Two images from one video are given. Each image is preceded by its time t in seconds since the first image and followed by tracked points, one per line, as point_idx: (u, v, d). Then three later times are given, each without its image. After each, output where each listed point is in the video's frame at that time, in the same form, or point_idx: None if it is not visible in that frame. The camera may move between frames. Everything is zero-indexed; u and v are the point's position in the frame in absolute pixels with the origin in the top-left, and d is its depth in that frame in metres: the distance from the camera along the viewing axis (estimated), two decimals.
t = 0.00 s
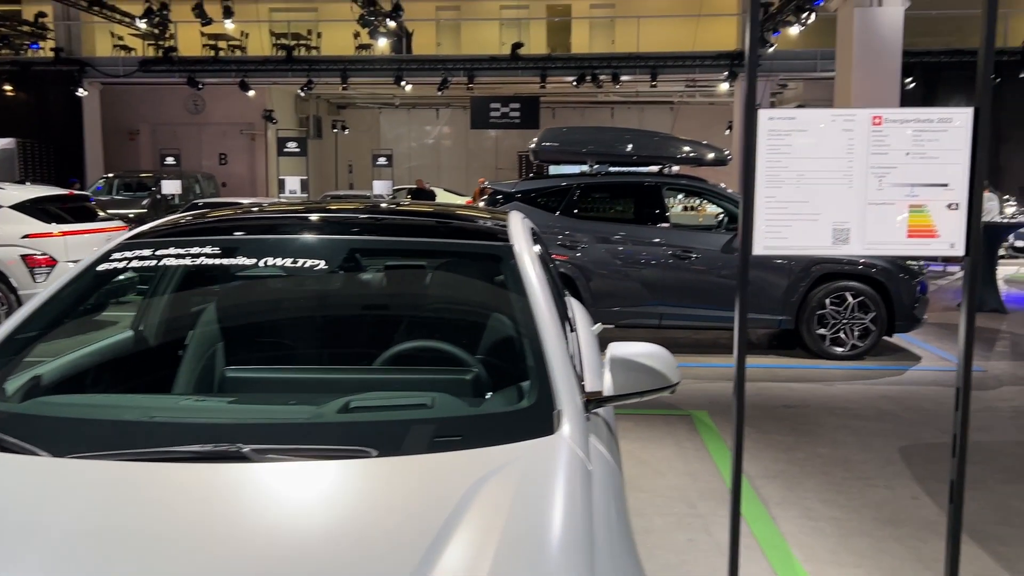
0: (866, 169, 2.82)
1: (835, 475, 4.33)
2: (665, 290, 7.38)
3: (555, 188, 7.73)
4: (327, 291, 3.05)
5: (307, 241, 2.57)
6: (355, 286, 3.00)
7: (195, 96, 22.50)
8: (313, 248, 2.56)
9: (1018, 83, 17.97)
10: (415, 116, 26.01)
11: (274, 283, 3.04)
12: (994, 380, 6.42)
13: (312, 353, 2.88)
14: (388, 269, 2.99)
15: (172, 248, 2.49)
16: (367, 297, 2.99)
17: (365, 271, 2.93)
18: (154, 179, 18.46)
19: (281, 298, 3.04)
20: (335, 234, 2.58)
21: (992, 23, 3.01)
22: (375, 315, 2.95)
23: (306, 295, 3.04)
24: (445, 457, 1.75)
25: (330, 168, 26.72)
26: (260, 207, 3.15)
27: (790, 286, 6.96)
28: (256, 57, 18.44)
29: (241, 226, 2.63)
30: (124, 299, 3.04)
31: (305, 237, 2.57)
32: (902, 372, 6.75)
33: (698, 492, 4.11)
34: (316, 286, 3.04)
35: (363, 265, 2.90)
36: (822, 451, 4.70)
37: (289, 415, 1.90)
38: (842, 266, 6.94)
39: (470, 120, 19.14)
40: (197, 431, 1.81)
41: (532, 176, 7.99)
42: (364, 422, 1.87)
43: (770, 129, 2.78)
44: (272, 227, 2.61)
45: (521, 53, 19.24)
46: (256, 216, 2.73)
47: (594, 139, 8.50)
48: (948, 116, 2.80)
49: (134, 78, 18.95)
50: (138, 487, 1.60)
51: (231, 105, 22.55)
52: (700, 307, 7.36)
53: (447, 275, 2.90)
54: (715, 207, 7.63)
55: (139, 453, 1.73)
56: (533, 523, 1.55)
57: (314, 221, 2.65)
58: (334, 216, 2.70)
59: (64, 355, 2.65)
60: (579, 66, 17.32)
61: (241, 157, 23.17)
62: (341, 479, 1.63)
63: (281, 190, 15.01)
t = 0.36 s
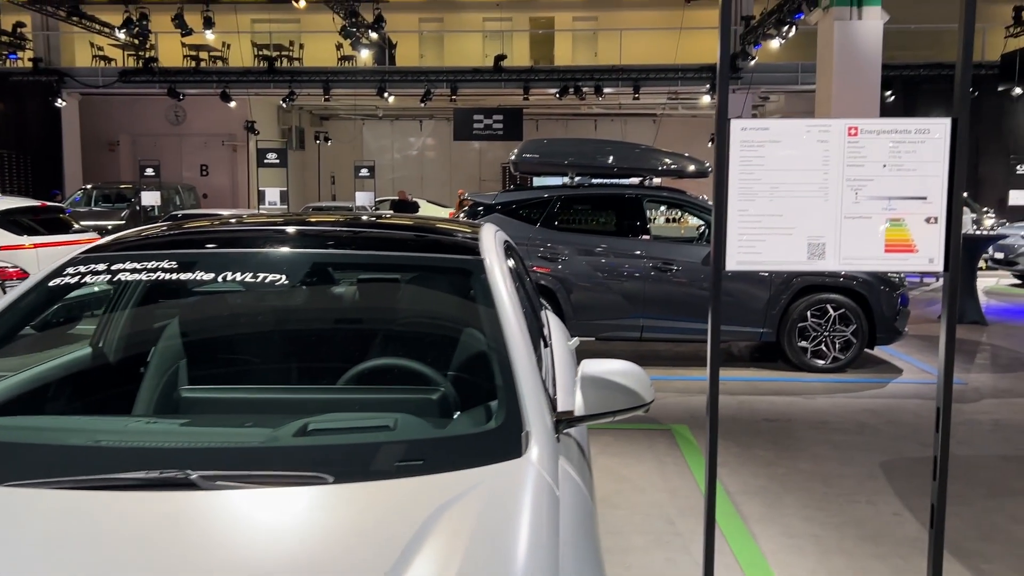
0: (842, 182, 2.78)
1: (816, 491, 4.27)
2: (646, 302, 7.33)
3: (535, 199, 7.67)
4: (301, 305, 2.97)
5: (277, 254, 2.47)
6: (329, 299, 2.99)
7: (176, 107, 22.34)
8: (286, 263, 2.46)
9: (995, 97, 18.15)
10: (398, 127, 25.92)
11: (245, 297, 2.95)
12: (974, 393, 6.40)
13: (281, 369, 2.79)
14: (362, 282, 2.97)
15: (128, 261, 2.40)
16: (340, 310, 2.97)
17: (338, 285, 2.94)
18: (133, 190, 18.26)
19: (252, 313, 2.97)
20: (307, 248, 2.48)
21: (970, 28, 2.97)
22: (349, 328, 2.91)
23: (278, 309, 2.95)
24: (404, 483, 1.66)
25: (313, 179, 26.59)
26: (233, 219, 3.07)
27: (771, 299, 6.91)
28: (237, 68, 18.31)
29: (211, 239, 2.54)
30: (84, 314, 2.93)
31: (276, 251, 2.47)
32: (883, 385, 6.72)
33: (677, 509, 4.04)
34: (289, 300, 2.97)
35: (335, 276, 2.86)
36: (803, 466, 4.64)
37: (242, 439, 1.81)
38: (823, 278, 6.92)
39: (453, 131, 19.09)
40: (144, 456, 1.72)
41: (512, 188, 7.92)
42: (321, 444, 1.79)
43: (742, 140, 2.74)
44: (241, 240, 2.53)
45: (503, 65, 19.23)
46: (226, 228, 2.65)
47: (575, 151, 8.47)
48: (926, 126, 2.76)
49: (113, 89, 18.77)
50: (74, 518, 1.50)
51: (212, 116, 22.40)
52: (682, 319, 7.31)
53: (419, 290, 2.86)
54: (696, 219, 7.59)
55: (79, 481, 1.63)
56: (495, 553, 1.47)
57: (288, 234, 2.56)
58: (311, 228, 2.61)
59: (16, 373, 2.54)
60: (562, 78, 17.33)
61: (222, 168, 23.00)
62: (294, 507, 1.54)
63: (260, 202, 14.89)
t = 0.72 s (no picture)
0: (821, 199, 2.79)
1: (799, 509, 4.19)
2: (628, 316, 7.26)
3: (517, 211, 7.58)
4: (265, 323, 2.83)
5: (245, 270, 2.39)
6: (300, 314, 2.84)
7: (157, 118, 22.17)
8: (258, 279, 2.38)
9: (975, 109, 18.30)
10: (382, 139, 25.82)
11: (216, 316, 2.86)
12: (956, 406, 6.36)
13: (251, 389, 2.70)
14: (333, 297, 2.81)
15: (81, 280, 2.32)
16: (312, 327, 2.83)
17: (308, 300, 2.78)
18: (112, 201, 18.07)
19: (220, 331, 2.86)
20: (277, 264, 2.41)
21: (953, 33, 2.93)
22: (323, 346, 2.79)
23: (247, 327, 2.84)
24: (361, 517, 1.57)
25: (295, 190, 26.47)
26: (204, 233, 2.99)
27: (753, 312, 6.87)
28: (219, 78, 18.20)
29: (178, 256, 2.47)
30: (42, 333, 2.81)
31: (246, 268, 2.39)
32: (866, 399, 6.68)
33: (658, 529, 3.96)
34: (258, 318, 2.83)
35: (304, 293, 2.71)
36: (785, 483, 4.58)
37: (193, 470, 1.71)
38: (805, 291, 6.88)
39: (437, 142, 19.02)
40: (84, 490, 1.62)
41: (493, 200, 7.84)
42: (276, 476, 1.69)
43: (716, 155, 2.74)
44: (210, 256, 2.46)
45: (487, 76, 19.22)
46: (195, 244, 2.57)
47: (556, 163, 8.42)
48: (907, 142, 2.77)
49: (93, 99, 18.60)
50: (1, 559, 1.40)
51: (194, 127, 22.25)
52: (664, 333, 7.24)
53: (387, 305, 2.69)
54: (679, 232, 7.53)
55: (11, 517, 1.53)
56: None
57: (260, 249, 2.49)
58: (286, 245, 2.54)
59: None
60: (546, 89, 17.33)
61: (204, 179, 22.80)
62: (239, 545, 1.44)
63: (239, 214, 14.75)
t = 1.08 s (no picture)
0: (794, 218, 2.90)
1: (779, 527, 4.13)
2: (607, 329, 7.20)
3: (496, 224, 7.49)
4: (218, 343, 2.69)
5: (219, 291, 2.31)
6: (265, 331, 2.69)
7: (135, 128, 21.94)
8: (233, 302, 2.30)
9: (953, 122, 18.46)
10: (363, 149, 25.69)
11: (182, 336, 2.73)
12: (936, 420, 6.34)
13: (219, 406, 2.63)
14: (301, 315, 2.62)
15: (29, 299, 2.27)
16: (280, 344, 2.71)
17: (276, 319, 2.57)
18: (89, 212, 17.82)
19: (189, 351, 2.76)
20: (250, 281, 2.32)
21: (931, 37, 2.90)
22: (293, 365, 2.70)
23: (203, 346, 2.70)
24: (301, 553, 1.47)
25: (276, 201, 26.29)
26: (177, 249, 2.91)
27: (732, 325, 6.83)
28: (198, 88, 18.04)
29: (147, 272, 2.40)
30: None
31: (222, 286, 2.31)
32: (846, 412, 6.64)
33: (635, 549, 3.87)
34: (223, 335, 2.70)
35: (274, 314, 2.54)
36: (765, 500, 4.52)
37: (135, 502, 1.62)
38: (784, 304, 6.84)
39: (419, 153, 18.94)
40: (17, 525, 1.52)
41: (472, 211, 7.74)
42: (224, 509, 1.60)
43: (685, 178, 2.84)
44: (181, 269, 2.40)
45: (469, 88, 19.17)
46: (165, 259, 2.51)
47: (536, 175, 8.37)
48: (881, 159, 2.89)
49: (70, 108, 18.37)
50: None
51: (173, 138, 22.05)
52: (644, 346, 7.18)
53: (355, 322, 2.56)
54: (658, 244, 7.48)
55: None
56: None
57: (234, 263, 2.45)
58: (259, 259, 2.48)
59: None
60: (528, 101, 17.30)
61: (183, 190, 22.57)
62: None
63: (217, 225, 14.59)
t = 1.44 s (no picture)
0: (770, 232, 2.92)
1: (760, 543, 4.06)
2: (589, 341, 7.14)
3: (478, 234, 7.41)
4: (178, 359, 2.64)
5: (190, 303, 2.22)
6: (236, 345, 2.62)
7: (118, 136, 21.77)
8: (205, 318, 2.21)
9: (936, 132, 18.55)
10: (349, 158, 25.56)
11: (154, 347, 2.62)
12: (920, 432, 6.30)
13: (188, 421, 2.50)
14: (271, 330, 2.54)
15: None
16: (253, 356, 2.64)
17: (246, 331, 2.49)
18: (69, 221, 17.62)
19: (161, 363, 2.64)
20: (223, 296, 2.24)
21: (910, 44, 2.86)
22: (266, 377, 2.63)
23: (161, 364, 2.63)
24: None
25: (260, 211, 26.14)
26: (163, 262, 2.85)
27: (715, 336, 6.77)
28: (181, 97, 17.91)
29: (117, 285, 2.31)
30: None
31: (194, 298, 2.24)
32: (830, 424, 6.59)
33: (615, 566, 3.79)
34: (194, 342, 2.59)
35: (245, 327, 2.44)
36: (747, 515, 4.45)
37: (74, 533, 1.53)
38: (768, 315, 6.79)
39: (403, 163, 18.82)
40: None
41: (453, 221, 7.65)
42: (168, 537, 1.52)
43: (656, 192, 2.86)
44: (150, 282, 2.31)
45: (453, 97, 19.10)
46: (139, 271, 2.43)
47: (519, 186, 8.32)
48: (859, 169, 2.90)
49: (51, 116, 18.21)
50: None
51: (156, 146, 21.87)
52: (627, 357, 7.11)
53: (324, 336, 2.44)
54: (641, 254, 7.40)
55: None
56: None
57: (213, 276, 2.37)
58: (235, 273, 2.41)
59: None
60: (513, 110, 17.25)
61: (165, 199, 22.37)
62: None
63: (197, 235, 14.44)
